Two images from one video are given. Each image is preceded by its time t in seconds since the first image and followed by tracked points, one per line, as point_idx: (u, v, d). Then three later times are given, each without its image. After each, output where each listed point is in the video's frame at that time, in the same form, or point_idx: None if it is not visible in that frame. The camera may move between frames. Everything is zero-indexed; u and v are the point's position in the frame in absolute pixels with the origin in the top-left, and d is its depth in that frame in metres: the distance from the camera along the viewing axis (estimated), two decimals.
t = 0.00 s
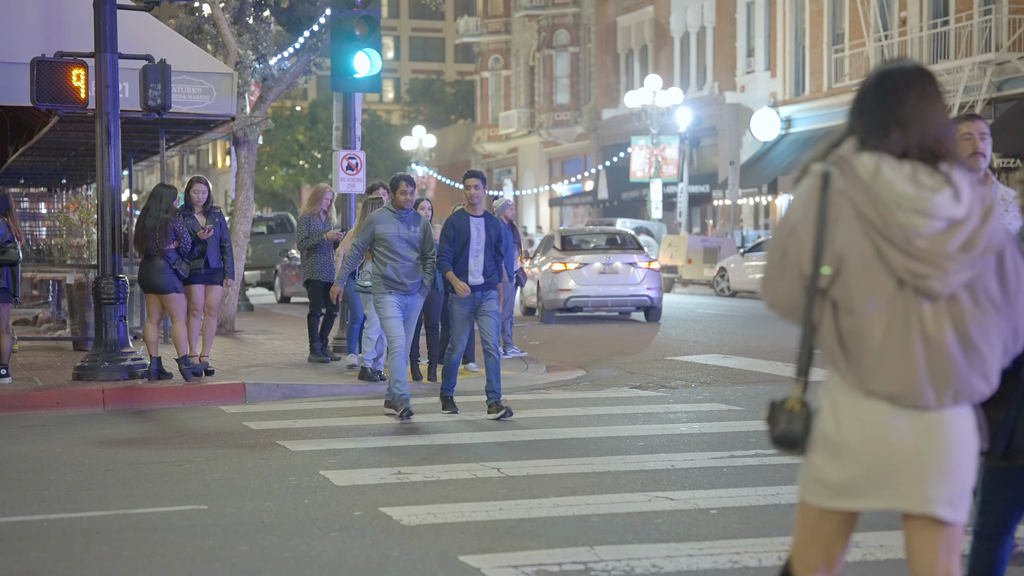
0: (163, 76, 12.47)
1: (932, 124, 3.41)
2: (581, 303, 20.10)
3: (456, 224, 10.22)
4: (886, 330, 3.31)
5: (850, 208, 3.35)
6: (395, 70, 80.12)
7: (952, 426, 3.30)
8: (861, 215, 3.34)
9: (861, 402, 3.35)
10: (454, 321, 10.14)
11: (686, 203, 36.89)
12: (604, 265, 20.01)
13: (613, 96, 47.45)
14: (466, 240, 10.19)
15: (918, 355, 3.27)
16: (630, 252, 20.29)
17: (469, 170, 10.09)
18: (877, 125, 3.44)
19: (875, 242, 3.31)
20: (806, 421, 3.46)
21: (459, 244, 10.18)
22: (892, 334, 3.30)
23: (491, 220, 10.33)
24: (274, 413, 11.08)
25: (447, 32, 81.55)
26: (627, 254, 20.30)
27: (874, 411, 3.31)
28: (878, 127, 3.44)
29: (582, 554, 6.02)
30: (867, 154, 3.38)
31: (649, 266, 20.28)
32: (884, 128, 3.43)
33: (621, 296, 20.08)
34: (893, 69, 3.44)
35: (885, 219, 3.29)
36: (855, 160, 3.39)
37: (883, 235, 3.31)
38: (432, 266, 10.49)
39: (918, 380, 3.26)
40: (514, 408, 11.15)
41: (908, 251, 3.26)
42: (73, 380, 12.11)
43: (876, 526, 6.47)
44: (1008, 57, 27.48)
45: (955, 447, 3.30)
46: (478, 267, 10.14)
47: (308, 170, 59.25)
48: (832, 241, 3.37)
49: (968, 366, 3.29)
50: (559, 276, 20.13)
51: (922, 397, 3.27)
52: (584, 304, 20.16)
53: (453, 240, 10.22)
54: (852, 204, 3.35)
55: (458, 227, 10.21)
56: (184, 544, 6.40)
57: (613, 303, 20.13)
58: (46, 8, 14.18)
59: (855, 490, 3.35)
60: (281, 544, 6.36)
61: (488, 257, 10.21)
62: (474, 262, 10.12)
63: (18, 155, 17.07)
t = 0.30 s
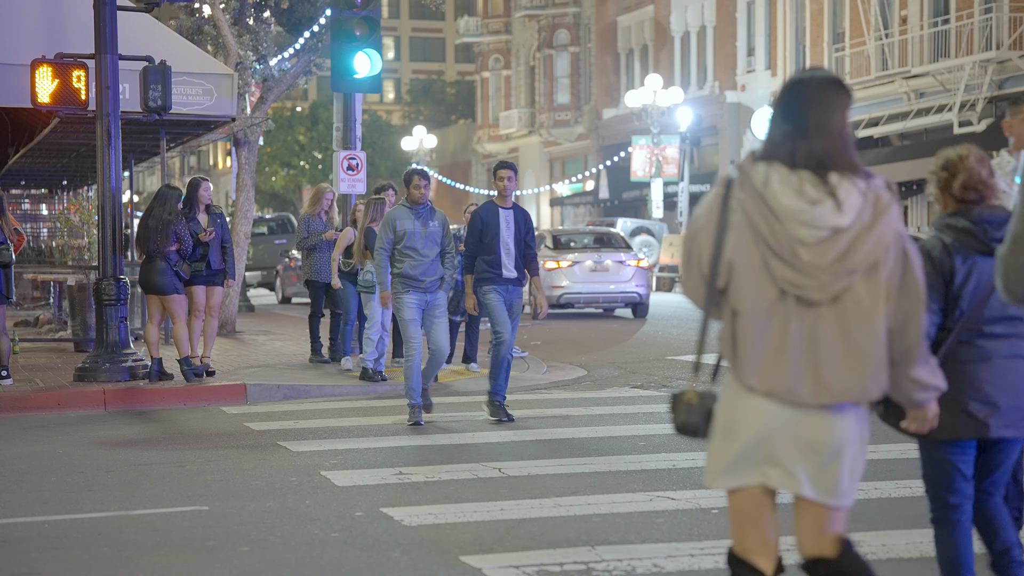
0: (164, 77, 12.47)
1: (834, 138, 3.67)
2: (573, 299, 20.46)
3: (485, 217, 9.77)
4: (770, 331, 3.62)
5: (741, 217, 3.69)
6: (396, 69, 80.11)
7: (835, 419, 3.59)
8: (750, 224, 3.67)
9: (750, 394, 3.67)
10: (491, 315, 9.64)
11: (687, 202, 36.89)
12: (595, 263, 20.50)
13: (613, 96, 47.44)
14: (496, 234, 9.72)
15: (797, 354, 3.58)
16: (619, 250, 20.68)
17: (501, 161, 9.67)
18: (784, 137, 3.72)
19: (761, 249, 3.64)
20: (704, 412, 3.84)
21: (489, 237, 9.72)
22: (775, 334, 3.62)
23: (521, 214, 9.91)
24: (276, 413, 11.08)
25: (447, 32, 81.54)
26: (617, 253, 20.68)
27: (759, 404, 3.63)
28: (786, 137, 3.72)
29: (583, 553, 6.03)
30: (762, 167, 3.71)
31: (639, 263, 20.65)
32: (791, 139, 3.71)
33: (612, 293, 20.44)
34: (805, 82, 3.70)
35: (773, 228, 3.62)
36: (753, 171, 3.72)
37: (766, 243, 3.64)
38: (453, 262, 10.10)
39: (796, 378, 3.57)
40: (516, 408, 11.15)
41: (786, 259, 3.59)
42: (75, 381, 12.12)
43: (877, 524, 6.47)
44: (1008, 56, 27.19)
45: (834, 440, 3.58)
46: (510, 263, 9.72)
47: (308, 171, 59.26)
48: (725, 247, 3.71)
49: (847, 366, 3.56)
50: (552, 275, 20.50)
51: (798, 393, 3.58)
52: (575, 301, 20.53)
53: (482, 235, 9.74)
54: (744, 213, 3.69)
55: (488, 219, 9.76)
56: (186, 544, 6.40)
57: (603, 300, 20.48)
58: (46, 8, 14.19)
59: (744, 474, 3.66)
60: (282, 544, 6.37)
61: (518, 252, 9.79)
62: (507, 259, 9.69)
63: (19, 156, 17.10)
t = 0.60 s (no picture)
0: (164, 76, 12.46)
1: (775, 141, 3.75)
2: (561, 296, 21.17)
3: (510, 222, 9.56)
4: (714, 326, 3.66)
5: (686, 218, 3.76)
6: (396, 69, 80.12)
7: (776, 406, 3.64)
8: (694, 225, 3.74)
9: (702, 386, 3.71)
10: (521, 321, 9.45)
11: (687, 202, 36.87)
12: (582, 261, 21.14)
13: (614, 95, 47.46)
14: (522, 237, 9.55)
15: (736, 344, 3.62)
16: (605, 249, 21.39)
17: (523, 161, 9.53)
18: (720, 143, 3.81)
19: (703, 248, 3.69)
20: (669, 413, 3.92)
21: (517, 242, 9.53)
22: (717, 328, 3.66)
23: (547, 218, 9.73)
24: (276, 413, 11.07)
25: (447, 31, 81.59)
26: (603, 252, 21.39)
27: (706, 395, 3.68)
28: (725, 143, 3.81)
29: (583, 553, 6.01)
30: (706, 172, 3.79)
31: (624, 262, 21.37)
32: (730, 143, 3.79)
33: (599, 290, 21.13)
34: (746, 90, 3.79)
35: (714, 228, 3.68)
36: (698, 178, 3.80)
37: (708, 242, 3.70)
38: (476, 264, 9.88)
39: (736, 368, 3.61)
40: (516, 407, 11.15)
41: (727, 258, 3.65)
42: (75, 380, 12.10)
43: (877, 524, 6.46)
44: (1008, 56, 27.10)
45: (778, 426, 3.64)
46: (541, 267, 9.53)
47: (308, 170, 59.25)
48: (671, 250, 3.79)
49: (788, 355, 3.60)
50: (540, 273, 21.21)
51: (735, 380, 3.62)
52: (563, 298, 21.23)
53: (510, 239, 9.55)
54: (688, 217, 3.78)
55: (514, 224, 9.56)
56: (185, 544, 6.39)
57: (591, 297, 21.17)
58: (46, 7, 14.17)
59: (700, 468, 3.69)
60: (283, 544, 6.35)
61: (547, 256, 9.61)
62: (538, 264, 9.50)
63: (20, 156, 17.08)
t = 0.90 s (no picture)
0: (163, 71, 12.39)
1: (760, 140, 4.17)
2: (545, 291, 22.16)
3: (539, 210, 9.39)
4: (702, 309, 4.09)
5: (677, 208, 4.16)
6: (397, 64, 79.95)
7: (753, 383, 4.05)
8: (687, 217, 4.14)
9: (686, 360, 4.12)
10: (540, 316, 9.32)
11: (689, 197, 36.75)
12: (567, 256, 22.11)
13: (615, 89, 47.31)
14: (552, 227, 9.35)
15: (718, 326, 4.04)
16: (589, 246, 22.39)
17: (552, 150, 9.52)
18: (711, 140, 4.20)
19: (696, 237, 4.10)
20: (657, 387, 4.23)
21: (546, 231, 9.35)
22: (705, 311, 4.09)
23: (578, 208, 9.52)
24: (276, 409, 11.02)
25: (448, 26, 81.38)
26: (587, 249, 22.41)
27: (689, 372, 4.09)
28: (714, 140, 4.20)
29: (585, 549, 5.95)
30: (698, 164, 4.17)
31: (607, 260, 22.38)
32: (720, 141, 4.19)
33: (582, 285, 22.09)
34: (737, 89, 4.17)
35: (704, 220, 4.10)
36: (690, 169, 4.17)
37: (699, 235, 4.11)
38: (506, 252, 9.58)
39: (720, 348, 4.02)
40: (519, 402, 11.12)
41: (716, 249, 4.07)
42: (74, 376, 12.06)
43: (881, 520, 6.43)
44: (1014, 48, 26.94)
45: (756, 404, 4.04)
46: (566, 258, 9.33)
47: (309, 165, 59.11)
48: (664, 239, 4.20)
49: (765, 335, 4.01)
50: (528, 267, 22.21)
51: (718, 361, 4.02)
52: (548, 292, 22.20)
53: (540, 228, 9.34)
54: (676, 209, 4.17)
55: (542, 212, 9.38)
56: (184, 541, 6.32)
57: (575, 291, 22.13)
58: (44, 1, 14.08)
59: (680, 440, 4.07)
60: (283, 540, 6.28)
61: (577, 247, 9.41)
62: (565, 253, 9.32)
63: (17, 150, 16.96)
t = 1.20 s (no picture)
0: (164, 66, 12.36)
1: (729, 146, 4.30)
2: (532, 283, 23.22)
3: (579, 204, 9.17)
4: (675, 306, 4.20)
5: (651, 213, 4.29)
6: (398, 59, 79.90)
7: (722, 380, 4.15)
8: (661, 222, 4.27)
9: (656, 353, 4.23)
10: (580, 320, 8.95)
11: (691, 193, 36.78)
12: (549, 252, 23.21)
13: (617, 85, 47.32)
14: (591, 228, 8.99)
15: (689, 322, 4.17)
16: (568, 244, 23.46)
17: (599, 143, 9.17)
18: (681, 146, 4.32)
19: (673, 239, 4.22)
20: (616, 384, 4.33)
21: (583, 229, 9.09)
22: (679, 309, 4.19)
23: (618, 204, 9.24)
24: (278, 405, 11.02)
25: (448, 22, 81.28)
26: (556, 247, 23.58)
27: (659, 365, 4.20)
28: (688, 148, 4.31)
29: (587, 545, 5.94)
30: (671, 173, 4.29)
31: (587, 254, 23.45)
32: (693, 150, 4.30)
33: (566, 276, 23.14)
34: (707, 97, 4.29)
35: (679, 224, 4.21)
36: (661, 177, 4.30)
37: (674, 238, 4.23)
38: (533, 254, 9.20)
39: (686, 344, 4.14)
40: (519, 398, 11.12)
41: (690, 251, 4.19)
42: (76, 372, 12.06)
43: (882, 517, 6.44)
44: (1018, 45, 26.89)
45: (722, 398, 4.14)
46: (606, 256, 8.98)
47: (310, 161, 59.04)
48: (640, 242, 4.32)
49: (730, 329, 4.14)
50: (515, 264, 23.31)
51: (688, 353, 4.14)
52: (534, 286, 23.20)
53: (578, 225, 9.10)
54: (651, 215, 4.30)
55: (582, 205, 9.18)
56: (187, 538, 6.31)
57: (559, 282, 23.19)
58: None
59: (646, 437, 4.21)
60: (285, 537, 6.28)
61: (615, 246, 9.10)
62: (605, 252, 8.96)
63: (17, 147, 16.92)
